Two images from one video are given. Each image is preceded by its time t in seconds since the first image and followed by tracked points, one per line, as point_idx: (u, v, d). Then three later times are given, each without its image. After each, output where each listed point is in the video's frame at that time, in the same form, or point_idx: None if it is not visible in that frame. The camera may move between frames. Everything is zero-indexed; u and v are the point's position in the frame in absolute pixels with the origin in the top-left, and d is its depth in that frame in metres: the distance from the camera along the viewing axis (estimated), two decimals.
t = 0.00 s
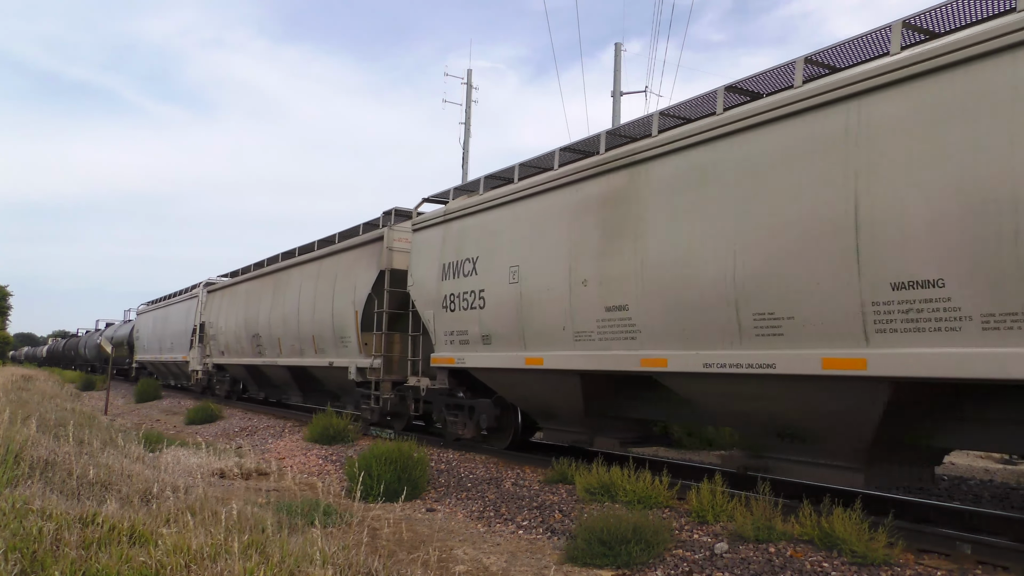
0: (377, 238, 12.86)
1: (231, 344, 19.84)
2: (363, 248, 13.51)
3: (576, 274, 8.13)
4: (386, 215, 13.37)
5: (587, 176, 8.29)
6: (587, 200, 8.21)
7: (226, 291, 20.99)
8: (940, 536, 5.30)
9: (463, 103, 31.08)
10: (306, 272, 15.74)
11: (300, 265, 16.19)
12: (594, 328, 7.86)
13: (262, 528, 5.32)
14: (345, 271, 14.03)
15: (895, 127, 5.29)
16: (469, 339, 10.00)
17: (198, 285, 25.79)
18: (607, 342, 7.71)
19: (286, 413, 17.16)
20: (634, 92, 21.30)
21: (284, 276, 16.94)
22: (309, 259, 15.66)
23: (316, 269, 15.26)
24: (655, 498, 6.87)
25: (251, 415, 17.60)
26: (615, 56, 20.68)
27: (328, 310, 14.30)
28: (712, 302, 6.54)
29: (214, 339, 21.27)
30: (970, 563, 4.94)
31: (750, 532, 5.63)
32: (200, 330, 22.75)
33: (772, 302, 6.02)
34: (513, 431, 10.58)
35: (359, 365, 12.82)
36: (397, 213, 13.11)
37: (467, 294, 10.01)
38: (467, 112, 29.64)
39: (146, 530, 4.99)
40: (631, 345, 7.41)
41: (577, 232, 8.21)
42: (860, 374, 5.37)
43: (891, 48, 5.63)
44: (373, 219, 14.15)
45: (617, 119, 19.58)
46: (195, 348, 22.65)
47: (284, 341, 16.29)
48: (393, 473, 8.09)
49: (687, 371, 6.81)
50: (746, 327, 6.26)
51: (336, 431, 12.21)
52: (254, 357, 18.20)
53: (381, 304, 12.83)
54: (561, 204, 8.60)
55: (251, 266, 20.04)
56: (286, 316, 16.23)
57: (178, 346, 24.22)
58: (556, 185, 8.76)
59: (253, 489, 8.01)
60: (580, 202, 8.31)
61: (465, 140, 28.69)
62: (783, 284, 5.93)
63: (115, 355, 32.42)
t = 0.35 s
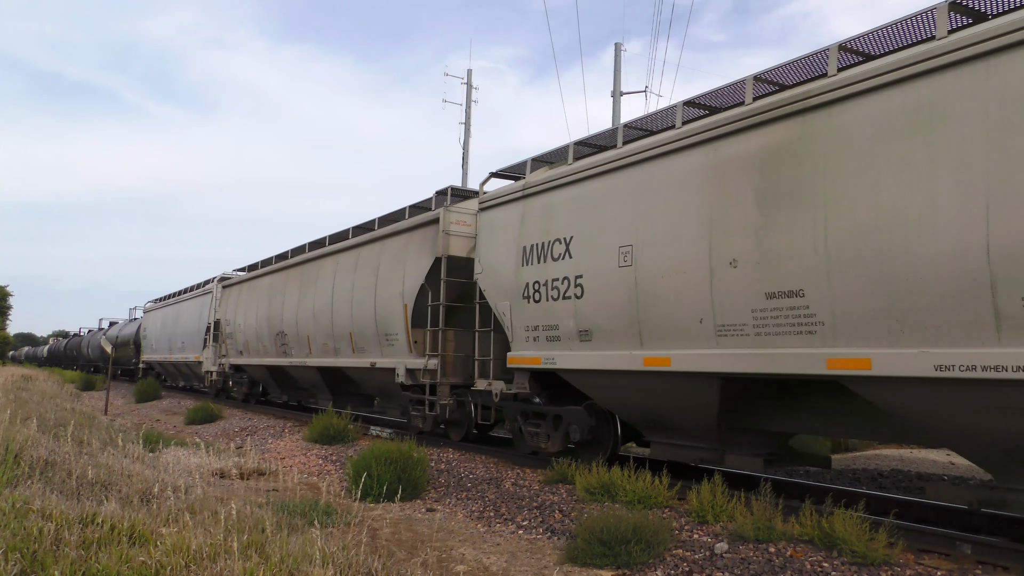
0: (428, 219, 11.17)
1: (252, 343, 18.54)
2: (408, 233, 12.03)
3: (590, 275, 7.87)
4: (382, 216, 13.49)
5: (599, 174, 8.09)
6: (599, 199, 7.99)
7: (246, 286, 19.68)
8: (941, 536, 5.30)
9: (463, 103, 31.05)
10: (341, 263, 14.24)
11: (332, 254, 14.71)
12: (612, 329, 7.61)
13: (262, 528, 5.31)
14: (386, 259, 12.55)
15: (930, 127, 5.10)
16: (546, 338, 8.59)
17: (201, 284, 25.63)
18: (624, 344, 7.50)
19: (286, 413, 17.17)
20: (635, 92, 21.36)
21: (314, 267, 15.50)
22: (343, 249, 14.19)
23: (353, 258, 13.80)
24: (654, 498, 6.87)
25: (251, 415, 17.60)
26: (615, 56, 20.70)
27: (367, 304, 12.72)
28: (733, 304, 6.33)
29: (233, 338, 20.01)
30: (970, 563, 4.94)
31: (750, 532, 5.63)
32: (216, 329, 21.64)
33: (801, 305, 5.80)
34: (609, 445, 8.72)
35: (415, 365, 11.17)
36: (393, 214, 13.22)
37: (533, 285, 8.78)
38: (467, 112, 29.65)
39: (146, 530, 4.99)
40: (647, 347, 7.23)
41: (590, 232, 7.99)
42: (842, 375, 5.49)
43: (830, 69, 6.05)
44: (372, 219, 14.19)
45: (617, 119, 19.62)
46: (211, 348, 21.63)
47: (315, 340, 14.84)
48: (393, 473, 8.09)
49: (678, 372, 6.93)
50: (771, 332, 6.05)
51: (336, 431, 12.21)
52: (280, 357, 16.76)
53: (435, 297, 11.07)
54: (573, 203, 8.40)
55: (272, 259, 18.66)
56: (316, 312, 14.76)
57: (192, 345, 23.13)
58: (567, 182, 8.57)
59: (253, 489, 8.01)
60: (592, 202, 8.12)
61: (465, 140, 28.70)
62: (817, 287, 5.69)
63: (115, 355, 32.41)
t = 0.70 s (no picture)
0: (498, 197, 10.05)
1: (278, 340, 17.30)
2: (467, 213, 10.88)
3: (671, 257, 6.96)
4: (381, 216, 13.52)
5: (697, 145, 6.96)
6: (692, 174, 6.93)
7: (269, 280, 18.47)
8: (942, 536, 5.29)
9: (463, 103, 31.05)
10: (388, 251, 12.99)
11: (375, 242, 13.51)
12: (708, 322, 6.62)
13: (262, 528, 5.31)
14: (444, 243, 11.31)
15: (942, 128, 4.98)
16: (664, 334, 7.09)
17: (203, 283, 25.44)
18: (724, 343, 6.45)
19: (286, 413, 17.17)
20: (635, 92, 21.37)
21: (354, 256, 14.25)
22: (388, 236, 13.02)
23: (401, 245, 12.61)
24: (654, 498, 6.87)
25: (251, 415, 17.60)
26: (615, 56, 20.71)
27: (425, 293, 11.47)
28: (885, 291, 5.21)
29: (254, 335, 18.74)
30: (970, 563, 4.94)
31: (750, 532, 5.63)
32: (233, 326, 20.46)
33: (863, 300, 5.36)
34: (750, 465, 6.92)
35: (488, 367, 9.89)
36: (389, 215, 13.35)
37: (639, 273, 7.36)
38: (467, 112, 29.66)
39: (146, 530, 4.99)
40: (762, 345, 6.14)
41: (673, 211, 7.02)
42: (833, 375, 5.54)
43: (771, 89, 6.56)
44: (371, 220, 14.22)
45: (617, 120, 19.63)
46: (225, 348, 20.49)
47: (355, 337, 13.61)
48: (393, 473, 8.09)
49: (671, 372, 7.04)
50: (941, 329, 4.91)
51: (336, 431, 12.20)
52: (314, 357, 15.50)
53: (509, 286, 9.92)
54: (664, 178, 7.27)
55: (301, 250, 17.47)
56: (359, 305, 13.50)
57: (207, 345, 22.04)
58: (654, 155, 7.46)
59: (253, 489, 8.01)
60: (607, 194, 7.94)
61: (465, 140, 28.70)
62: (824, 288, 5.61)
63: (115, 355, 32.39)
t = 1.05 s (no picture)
0: (599, 164, 8.19)
1: (308, 336, 15.39)
2: (547, 188, 9.12)
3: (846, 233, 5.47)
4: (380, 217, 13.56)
5: (885, 85, 5.37)
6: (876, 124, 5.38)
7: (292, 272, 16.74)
8: (941, 536, 5.30)
9: (463, 103, 31.03)
10: (452, 233, 10.97)
11: (437, 226, 11.39)
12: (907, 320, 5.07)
13: (262, 528, 5.31)
14: (521, 222, 9.48)
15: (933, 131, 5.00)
16: (863, 328, 5.36)
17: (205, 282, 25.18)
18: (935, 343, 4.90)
19: (286, 413, 17.18)
20: (635, 92, 21.39)
21: (399, 244, 12.33)
22: (442, 217, 11.27)
23: (476, 224, 10.40)
24: (654, 498, 6.87)
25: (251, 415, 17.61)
26: (615, 56, 20.70)
27: (494, 279, 9.78)
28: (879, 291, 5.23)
29: (280, 331, 16.72)
30: (970, 563, 4.94)
31: (750, 532, 5.63)
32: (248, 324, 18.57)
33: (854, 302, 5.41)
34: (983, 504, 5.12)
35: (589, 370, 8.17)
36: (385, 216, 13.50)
37: (822, 248, 5.65)
38: (467, 112, 29.67)
39: (146, 530, 4.99)
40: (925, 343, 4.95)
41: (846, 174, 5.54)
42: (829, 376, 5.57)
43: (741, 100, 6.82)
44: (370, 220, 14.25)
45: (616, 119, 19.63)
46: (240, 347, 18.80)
47: (405, 334, 11.75)
48: (393, 473, 8.09)
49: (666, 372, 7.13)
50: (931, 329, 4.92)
51: (336, 431, 12.20)
52: (354, 357, 13.45)
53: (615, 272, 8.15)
54: (783, 145, 6.11)
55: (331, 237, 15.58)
56: (415, 295, 11.53)
57: (220, 344, 20.55)
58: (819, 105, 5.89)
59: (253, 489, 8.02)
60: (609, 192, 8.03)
61: (465, 140, 28.71)
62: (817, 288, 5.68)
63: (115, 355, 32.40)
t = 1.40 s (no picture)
0: (746, 116, 6.56)
1: (342, 333, 13.57)
2: (668, 151, 7.40)
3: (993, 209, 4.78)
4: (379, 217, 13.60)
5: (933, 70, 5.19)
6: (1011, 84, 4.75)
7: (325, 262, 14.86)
8: (941, 536, 5.30)
9: (463, 103, 31.08)
10: (524, 213, 9.37)
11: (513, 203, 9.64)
12: None
13: (262, 528, 5.31)
14: (627, 194, 7.81)
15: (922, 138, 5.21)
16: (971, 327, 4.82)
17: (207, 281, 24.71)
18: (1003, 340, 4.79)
19: (286, 413, 17.19)
20: (635, 92, 21.43)
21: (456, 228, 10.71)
22: (514, 192, 9.58)
23: (560, 202, 8.78)
24: (655, 498, 6.87)
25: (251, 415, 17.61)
26: (615, 56, 20.71)
27: (594, 263, 8.02)
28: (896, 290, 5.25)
29: (312, 330, 14.78)
30: (970, 563, 4.95)
31: (750, 532, 5.63)
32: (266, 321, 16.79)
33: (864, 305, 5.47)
34: None
35: (738, 374, 6.43)
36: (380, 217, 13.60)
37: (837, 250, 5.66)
38: (467, 112, 29.67)
39: (146, 530, 4.99)
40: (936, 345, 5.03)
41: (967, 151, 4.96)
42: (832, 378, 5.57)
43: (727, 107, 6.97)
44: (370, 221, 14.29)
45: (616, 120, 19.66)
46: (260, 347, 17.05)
47: (469, 332, 10.03)
48: (393, 473, 8.09)
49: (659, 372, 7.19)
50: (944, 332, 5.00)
51: (336, 431, 12.20)
52: (401, 358, 11.76)
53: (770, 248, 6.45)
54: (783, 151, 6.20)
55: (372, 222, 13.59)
56: (481, 283, 9.84)
57: (235, 343, 18.95)
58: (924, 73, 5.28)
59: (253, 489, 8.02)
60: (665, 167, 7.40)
61: (465, 140, 28.71)
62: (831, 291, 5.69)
63: (115, 355, 32.40)
